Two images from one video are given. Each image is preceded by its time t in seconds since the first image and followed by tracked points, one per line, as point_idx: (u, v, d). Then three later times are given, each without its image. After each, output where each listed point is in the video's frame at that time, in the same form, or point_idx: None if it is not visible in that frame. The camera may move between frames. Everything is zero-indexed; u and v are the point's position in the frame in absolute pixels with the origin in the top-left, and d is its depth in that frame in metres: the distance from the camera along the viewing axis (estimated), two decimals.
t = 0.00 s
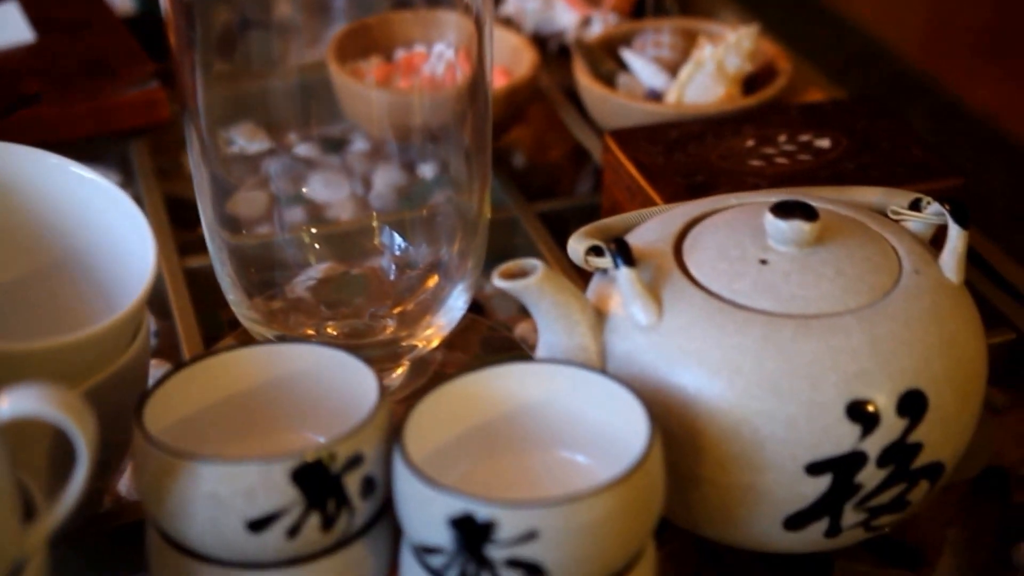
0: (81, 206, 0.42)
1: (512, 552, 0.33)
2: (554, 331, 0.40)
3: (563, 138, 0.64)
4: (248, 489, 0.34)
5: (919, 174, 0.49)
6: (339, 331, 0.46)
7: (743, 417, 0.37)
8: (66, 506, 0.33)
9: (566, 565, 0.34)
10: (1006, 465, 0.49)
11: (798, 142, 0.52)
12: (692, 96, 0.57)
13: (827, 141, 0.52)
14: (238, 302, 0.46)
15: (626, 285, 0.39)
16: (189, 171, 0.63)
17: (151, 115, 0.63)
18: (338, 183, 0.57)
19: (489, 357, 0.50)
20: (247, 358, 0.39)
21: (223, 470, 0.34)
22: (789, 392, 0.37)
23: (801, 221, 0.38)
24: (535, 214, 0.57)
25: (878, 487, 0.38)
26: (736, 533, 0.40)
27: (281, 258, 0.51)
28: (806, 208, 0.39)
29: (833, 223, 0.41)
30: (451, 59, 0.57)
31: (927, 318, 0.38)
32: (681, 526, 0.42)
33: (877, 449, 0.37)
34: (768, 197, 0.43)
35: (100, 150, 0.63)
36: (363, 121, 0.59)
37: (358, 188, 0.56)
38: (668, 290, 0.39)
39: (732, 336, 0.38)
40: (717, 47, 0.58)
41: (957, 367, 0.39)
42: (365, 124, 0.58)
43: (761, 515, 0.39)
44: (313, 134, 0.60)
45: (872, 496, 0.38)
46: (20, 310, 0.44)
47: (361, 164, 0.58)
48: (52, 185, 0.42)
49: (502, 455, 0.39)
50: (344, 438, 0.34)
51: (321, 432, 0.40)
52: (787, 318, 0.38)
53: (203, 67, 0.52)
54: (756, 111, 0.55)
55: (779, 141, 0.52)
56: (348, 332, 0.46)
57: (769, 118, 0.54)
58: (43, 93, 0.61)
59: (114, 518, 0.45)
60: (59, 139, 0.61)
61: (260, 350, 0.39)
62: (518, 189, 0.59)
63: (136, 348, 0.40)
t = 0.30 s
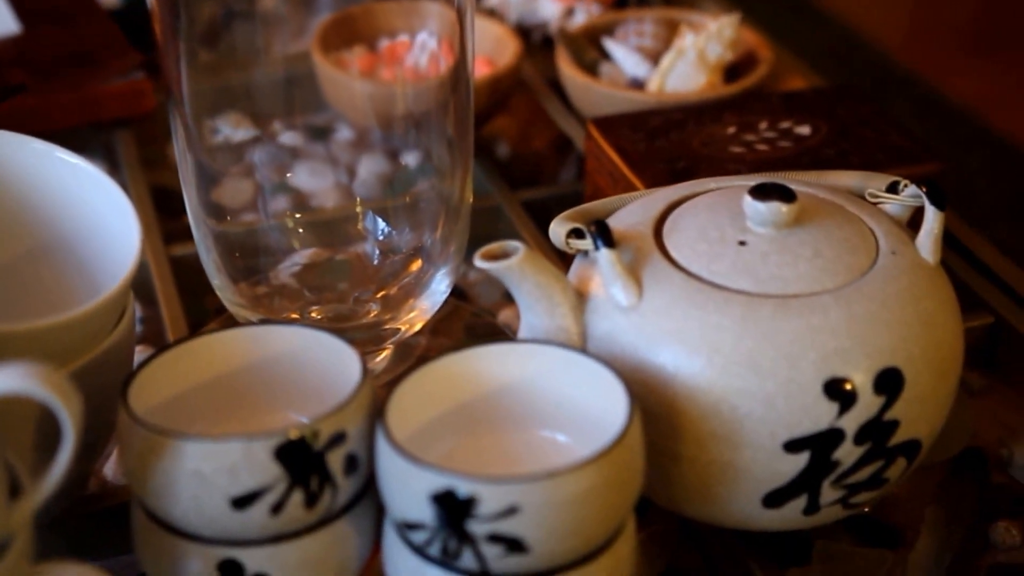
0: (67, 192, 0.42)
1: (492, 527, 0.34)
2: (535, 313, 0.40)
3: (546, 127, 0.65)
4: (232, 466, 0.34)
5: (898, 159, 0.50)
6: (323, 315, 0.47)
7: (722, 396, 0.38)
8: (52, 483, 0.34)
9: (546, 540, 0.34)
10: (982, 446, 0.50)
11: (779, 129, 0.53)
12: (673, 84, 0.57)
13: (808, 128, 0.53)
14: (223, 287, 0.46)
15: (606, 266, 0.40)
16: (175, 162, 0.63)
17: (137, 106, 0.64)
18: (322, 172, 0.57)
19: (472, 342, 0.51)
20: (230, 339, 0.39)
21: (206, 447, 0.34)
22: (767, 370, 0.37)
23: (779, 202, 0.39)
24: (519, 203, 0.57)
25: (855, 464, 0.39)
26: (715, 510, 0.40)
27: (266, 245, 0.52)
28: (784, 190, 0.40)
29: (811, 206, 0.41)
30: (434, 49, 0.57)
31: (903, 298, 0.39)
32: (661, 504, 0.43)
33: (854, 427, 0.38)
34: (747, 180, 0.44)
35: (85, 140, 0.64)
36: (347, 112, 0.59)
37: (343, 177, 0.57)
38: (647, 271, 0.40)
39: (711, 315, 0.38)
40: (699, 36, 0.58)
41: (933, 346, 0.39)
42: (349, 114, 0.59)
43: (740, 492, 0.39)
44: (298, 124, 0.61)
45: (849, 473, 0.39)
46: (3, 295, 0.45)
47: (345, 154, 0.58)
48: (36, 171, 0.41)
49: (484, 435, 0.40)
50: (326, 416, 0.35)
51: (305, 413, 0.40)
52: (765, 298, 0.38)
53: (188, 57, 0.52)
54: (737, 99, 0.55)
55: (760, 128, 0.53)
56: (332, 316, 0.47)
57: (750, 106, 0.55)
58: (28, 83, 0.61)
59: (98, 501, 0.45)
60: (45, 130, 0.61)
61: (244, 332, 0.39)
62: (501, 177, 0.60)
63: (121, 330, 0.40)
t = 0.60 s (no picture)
0: (60, 177, 0.42)
1: (481, 503, 0.34)
2: (523, 294, 0.40)
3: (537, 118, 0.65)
4: (223, 444, 0.35)
5: (883, 146, 0.50)
6: (314, 300, 0.48)
7: (708, 375, 0.38)
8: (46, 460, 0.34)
9: (534, 516, 0.35)
10: (968, 430, 0.50)
11: (767, 117, 0.53)
12: (662, 74, 0.58)
13: (795, 116, 0.53)
14: (216, 272, 0.47)
15: (594, 248, 0.40)
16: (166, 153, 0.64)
17: (129, 97, 0.64)
18: (314, 163, 0.58)
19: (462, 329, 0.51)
20: (223, 321, 0.39)
21: (197, 425, 0.34)
22: (753, 349, 0.38)
23: (764, 184, 0.39)
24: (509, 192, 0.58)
25: (840, 443, 0.39)
26: (702, 490, 0.41)
27: (258, 234, 0.52)
28: (768, 171, 0.40)
29: (796, 188, 0.42)
30: (425, 43, 0.57)
31: (888, 279, 0.39)
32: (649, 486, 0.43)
33: (838, 405, 0.38)
34: (733, 164, 0.44)
35: (77, 132, 0.64)
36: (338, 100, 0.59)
37: (334, 169, 0.57)
38: (634, 253, 0.40)
39: (697, 296, 0.39)
40: (688, 26, 0.59)
41: (916, 326, 0.40)
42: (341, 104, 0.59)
43: (727, 471, 0.40)
44: (288, 113, 0.61)
45: (834, 451, 0.39)
46: None
47: (338, 146, 0.58)
48: (30, 155, 0.42)
49: (474, 415, 0.40)
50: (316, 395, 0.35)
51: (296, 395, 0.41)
52: (750, 278, 0.39)
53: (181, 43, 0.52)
54: (726, 88, 0.56)
55: (748, 116, 0.53)
56: (324, 301, 0.48)
57: (738, 95, 0.55)
58: (20, 75, 0.62)
59: (89, 485, 0.46)
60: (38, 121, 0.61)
61: (236, 314, 0.40)
62: (492, 167, 0.61)
63: (113, 313, 0.41)
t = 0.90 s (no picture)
0: (55, 162, 0.43)
1: (472, 479, 0.34)
2: (514, 276, 0.41)
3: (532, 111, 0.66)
4: (218, 421, 0.35)
5: (873, 133, 0.51)
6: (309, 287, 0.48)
7: (698, 354, 0.39)
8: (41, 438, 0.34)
9: (526, 491, 0.35)
10: (958, 414, 0.51)
11: (758, 106, 0.54)
12: (655, 65, 0.59)
13: (786, 105, 0.54)
14: (212, 260, 0.47)
15: (584, 230, 0.41)
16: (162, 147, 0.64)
17: (127, 92, 0.65)
18: (310, 158, 0.58)
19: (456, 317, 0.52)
20: (218, 303, 0.40)
21: (193, 403, 0.35)
22: (742, 328, 0.38)
23: (752, 166, 0.40)
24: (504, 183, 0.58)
25: (828, 422, 0.40)
26: (692, 471, 0.41)
27: (254, 223, 0.53)
28: (757, 154, 0.41)
29: (784, 172, 0.43)
30: (417, 38, 0.57)
31: (875, 259, 0.40)
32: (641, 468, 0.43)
33: (826, 384, 0.39)
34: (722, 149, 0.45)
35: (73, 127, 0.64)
36: (334, 93, 0.60)
37: (330, 163, 0.58)
38: (625, 235, 0.41)
39: (686, 276, 0.39)
40: (680, 17, 0.60)
41: (902, 306, 0.40)
42: (337, 98, 0.60)
43: (717, 451, 0.40)
44: (284, 106, 0.62)
45: (823, 430, 0.40)
46: None
47: (333, 140, 0.59)
48: (26, 142, 0.43)
49: (467, 396, 0.41)
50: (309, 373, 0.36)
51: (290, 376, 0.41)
52: (739, 258, 0.39)
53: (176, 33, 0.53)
54: (718, 79, 0.57)
55: (739, 105, 0.54)
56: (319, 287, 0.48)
57: (730, 85, 0.56)
58: (17, 69, 0.62)
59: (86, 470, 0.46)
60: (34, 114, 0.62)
61: (231, 297, 0.40)
62: (487, 160, 0.61)
63: (109, 296, 0.41)
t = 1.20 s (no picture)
0: (52, 150, 0.43)
1: (465, 456, 0.35)
2: (508, 260, 0.41)
3: (528, 104, 0.66)
4: (215, 401, 0.35)
5: (865, 122, 0.52)
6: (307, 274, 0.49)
7: (689, 335, 0.39)
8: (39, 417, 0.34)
9: (518, 469, 0.35)
10: (949, 399, 0.51)
11: (752, 97, 0.55)
12: (650, 57, 0.59)
13: (779, 95, 0.55)
14: (210, 247, 0.48)
15: (577, 214, 0.41)
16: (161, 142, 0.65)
17: (122, 87, 0.66)
18: (307, 150, 0.59)
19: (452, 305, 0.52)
20: (213, 288, 0.40)
21: (189, 383, 0.35)
22: (732, 309, 0.39)
23: (743, 150, 0.40)
24: (500, 174, 0.59)
25: (818, 402, 0.40)
26: (684, 451, 0.42)
27: (251, 213, 0.53)
28: (748, 139, 0.41)
29: (775, 157, 0.43)
30: (414, 32, 0.57)
31: (864, 242, 0.40)
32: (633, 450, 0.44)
33: (816, 364, 0.39)
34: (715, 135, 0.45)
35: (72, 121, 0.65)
36: (330, 86, 0.61)
37: (327, 156, 0.58)
38: (618, 219, 0.41)
39: (677, 258, 0.40)
40: (675, 10, 0.60)
41: (892, 288, 0.41)
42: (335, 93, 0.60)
43: (708, 431, 0.41)
44: (282, 100, 0.62)
45: (813, 411, 0.40)
46: None
47: (331, 133, 0.59)
48: (22, 130, 0.43)
49: (461, 378, 0.41)
50: (304, 354, 0.36)
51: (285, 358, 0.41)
52: (730, 241, 0.40)
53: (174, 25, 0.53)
54: (712, 70, 0.57)
55: (734, 96, 0.55)
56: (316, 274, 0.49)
57: (724, 76, 0.57)
58: (15, 66, 0.63)
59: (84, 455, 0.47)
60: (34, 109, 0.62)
61: (226, 281, 0.41)
62: (484, 153, 0.62)
63: (105, 283, 0.42)
